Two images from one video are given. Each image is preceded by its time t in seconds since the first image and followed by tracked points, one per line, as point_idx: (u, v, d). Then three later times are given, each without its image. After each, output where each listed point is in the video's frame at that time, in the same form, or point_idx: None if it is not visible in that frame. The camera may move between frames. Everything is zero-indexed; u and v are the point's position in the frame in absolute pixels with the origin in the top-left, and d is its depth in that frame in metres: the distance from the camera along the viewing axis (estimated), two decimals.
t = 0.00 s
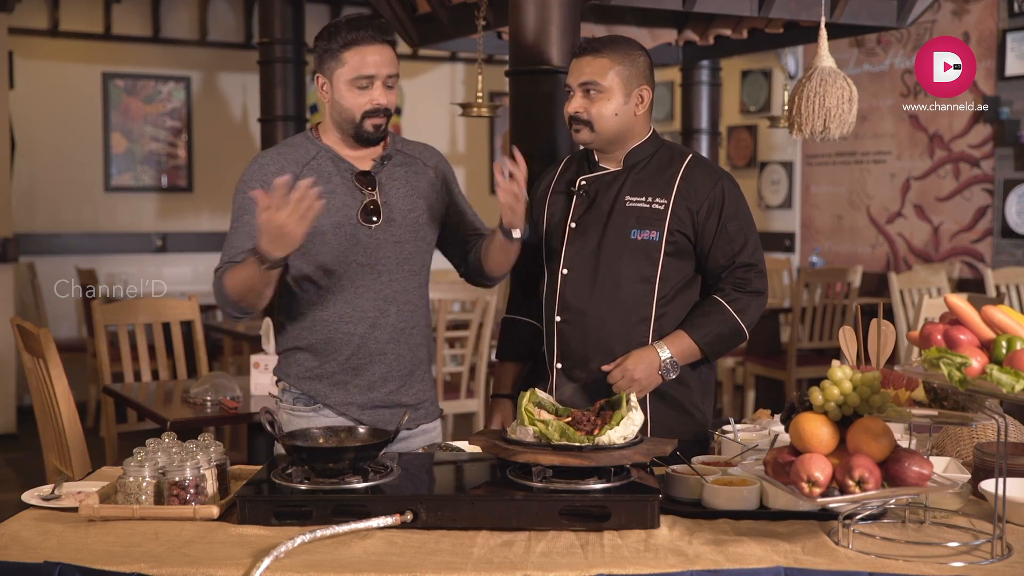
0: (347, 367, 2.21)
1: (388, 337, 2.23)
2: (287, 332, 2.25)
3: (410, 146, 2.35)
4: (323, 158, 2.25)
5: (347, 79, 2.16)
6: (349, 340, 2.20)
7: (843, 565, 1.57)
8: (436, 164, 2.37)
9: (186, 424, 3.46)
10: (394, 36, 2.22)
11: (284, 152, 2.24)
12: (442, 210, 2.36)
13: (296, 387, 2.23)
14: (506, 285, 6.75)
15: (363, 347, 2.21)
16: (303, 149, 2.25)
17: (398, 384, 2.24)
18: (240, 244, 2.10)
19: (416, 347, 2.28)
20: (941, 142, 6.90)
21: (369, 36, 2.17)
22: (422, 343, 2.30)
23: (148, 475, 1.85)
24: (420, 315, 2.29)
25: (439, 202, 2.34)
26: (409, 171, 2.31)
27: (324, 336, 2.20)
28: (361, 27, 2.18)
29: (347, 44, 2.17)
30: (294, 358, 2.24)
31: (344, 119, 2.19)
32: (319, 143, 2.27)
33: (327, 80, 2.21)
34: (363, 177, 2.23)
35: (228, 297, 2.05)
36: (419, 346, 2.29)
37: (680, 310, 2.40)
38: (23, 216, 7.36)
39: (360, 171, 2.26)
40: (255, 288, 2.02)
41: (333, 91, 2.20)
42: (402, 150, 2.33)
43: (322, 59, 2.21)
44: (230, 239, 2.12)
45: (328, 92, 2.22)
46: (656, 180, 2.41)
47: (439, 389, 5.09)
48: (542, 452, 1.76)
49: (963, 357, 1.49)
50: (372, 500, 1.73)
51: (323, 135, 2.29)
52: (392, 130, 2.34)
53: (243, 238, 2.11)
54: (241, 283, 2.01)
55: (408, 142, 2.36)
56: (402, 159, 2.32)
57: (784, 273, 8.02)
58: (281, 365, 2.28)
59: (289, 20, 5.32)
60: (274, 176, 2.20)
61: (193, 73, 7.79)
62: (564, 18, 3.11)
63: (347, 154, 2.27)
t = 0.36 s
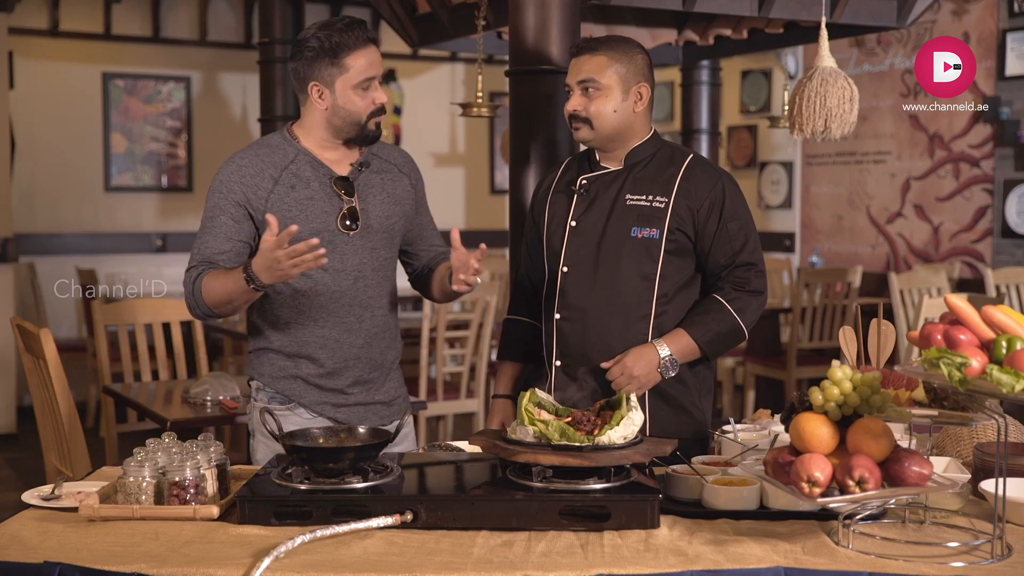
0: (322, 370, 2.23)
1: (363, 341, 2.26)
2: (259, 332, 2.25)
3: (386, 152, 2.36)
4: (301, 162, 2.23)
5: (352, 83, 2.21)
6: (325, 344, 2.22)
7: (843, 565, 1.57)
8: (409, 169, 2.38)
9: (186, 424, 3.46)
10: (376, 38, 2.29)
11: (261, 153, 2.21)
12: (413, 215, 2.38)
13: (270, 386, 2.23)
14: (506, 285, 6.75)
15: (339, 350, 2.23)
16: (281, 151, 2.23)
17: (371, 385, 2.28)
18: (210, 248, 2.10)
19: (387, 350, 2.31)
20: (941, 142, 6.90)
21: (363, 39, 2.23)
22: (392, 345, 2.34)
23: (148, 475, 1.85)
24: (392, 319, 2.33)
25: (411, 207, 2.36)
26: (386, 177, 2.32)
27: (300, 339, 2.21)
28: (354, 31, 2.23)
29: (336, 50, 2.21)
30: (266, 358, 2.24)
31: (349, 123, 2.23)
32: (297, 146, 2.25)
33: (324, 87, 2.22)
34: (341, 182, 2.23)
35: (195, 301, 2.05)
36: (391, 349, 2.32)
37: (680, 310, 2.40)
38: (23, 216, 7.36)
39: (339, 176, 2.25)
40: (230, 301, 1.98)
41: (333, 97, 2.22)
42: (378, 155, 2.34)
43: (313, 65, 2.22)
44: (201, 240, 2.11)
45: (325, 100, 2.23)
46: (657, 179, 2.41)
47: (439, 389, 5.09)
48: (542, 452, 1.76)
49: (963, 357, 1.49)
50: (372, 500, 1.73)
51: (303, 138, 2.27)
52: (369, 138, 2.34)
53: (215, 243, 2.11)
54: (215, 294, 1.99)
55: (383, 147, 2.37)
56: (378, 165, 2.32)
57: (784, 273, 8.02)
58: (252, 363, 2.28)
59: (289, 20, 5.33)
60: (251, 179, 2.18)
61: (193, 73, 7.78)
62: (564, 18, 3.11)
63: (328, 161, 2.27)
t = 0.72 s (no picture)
0: (316, 365, 2.22)
1: (356, 335, 2.25)
2: (250, 332, 2.23)
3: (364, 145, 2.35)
4: (289, 157, 2.21)
5: (322, 66, 2.19)
6: (319, 338, 2.21)
7: (843, 564, 1.57)
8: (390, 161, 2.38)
9: (186, 424, 3.46)
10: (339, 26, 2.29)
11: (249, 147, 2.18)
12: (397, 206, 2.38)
13: (265, 388, 2.22)
14: (506, 285, 6.76)
15: (333, 345, 2.23)
16: (268, 147, 2.21)
17: (366, 380, 2.28)
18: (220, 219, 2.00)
19: (378, 344, 2.31)
20: (941, 142, 6.90)
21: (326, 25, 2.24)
22: (383, 339, 2.34)
23: (148, 475, 1.85)
24: (382, 312, 2.33)
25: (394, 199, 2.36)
26: (367, 169, 2.32)
27: (293, 335, 2.20)
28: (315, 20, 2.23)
29: (302, 34, 2.22)
30: (259, 359, 2.23)
31: (325, 104, 2.21)
32: (282, 142, 2.23)
33: (295, 76, 2.21)
34: (330, 177, 2.22)
35: (210, 273, 1.91)
36: (381, 342, 2.33)
37: (680, 311, 2.40)
38: (23, 216, 7.36)
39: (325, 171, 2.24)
40: (268, 266, 1.90)
41: (306, 83, 2.20)
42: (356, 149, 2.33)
43: (282, 58, 2.21)
44: (201, 212, 2.00)
45: (298, 87, 2.21)
46: (657, 181, 2.41)
47: (438, 390, 5.09)
48: (542, 452, 1.76)
49: (963, 357, 1.49)
50: (372, 500, 1.73)
51: (284, 132, 2.26)
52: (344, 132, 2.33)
53: (220, 218, 2.01)
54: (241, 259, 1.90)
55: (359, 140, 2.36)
56: (360, 158, 2.32)
57: (784, 273, 8.02)
58: (243, 365, 2.26)
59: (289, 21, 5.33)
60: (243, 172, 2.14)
61: (193, 73, 7.78)
62: (564, 17, 3.11)
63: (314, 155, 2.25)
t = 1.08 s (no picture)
0: (320, 337, 2.23)
1: (357, 294, 2.28)
2: (252, 315, 2.24)
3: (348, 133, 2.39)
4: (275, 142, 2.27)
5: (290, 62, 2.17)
6: (320, 300, 2.24)
7: (843, 565, 1.57)
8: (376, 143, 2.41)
9: (186, 424, 3.45)
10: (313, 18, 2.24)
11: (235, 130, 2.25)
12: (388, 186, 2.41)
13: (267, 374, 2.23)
14: (506, 285, 6.76)
15: (334, 316, 2.24)
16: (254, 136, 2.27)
17: (369, 350, 2.29)
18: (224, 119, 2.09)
19: (380, 312, 2.33)
20: (942, 142, 6.90)
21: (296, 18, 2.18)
22: (384, 310, 2.36)
23: (148, 475, 1.85)
24: (381, 286, 2.35)
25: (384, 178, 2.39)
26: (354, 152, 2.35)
27: (295, 301, 2.23)
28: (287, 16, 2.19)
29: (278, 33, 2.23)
30: (260, 343, 2.24)
31: (296, 98, 2.23)
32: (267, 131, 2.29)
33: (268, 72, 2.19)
34: (321, 166, 2.25)
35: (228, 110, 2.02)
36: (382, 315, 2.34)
37: (679, 309, 2.40)
38: (23, 216, 7.36)
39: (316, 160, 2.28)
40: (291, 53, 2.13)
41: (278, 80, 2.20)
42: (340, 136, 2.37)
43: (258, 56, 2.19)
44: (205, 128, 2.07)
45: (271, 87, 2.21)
46: (653, 181, 2.41)
47: (438, 390, 5.09)
48: (542, 452, 1.76)
49: (963, 357, 1.49)
50: (372, 500, 1.73)
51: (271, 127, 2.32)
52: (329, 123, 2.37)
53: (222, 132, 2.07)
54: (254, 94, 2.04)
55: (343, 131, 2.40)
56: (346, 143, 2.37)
57: (784, 273, 8.02)
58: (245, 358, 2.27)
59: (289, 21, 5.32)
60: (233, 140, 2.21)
61: (193, 73, 7.77)
62: (564, 17, 3.11)
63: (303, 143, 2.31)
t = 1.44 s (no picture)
0: (316, 328, 2.24)
1: (353, 285, 2.27)
2: (249, 309, 2.26)
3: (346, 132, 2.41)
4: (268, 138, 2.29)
5: (298, 64, 2.24)
6: (315, 291, 2.24)
7: (843, 565, 1.57)
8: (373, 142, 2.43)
9: (186, 424, 3.45)
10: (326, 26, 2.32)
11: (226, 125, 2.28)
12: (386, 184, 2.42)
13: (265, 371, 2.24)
14: (506, 285, 6.76)
15: (328, 308, 2.25)
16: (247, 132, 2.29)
17: (365, 341, 2.29)
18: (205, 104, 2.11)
19: (377, 305, 2.33)
20: (941, 142, 6.90)
21: (307, 25, 2.27)
22: (382, 302, 2.35)
23: (148, 475, 1.85)
24: (378, 277, 2.34)
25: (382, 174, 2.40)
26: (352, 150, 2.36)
27: (291, 293, 2.23)
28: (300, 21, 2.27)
29: (283, 33, 2.25)
30: (257, 339, 2.25)
31: (298, 103, 2.26)
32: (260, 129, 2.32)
33: (273, 74, 2.26)
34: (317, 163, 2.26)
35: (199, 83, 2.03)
36: (379, 308, 2.34)
37: (676, 307, 2.40)
38: (23, 216, 7.36)
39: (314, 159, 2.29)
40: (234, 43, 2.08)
41: (283, 81, 2.25)
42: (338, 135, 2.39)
43: (264, 57, 2.26)
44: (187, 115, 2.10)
45: (276, 87, 2.26)
46: (648, 178, 2.42)
47: (438, 390, 5.09)
48: (542, 452, 1.76)
49: (963, 357, 1.49)
50: (372, 500, 1.73)
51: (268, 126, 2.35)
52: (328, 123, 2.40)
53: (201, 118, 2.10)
54: (221, 69, 2.05)
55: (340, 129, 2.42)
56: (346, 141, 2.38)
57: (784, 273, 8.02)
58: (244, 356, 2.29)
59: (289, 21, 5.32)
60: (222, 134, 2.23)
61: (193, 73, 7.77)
62: (564, 17, 3.11)
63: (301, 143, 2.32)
